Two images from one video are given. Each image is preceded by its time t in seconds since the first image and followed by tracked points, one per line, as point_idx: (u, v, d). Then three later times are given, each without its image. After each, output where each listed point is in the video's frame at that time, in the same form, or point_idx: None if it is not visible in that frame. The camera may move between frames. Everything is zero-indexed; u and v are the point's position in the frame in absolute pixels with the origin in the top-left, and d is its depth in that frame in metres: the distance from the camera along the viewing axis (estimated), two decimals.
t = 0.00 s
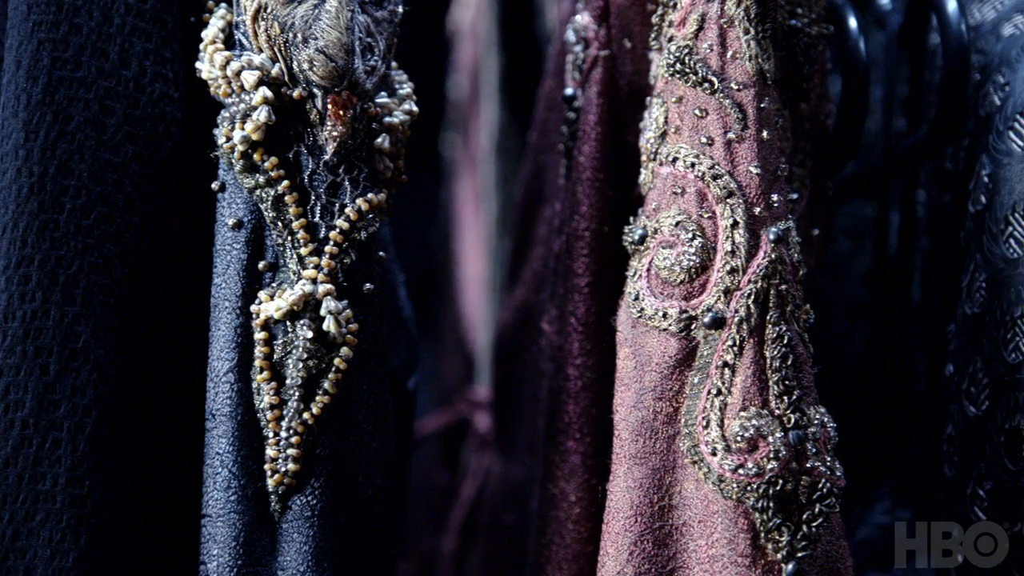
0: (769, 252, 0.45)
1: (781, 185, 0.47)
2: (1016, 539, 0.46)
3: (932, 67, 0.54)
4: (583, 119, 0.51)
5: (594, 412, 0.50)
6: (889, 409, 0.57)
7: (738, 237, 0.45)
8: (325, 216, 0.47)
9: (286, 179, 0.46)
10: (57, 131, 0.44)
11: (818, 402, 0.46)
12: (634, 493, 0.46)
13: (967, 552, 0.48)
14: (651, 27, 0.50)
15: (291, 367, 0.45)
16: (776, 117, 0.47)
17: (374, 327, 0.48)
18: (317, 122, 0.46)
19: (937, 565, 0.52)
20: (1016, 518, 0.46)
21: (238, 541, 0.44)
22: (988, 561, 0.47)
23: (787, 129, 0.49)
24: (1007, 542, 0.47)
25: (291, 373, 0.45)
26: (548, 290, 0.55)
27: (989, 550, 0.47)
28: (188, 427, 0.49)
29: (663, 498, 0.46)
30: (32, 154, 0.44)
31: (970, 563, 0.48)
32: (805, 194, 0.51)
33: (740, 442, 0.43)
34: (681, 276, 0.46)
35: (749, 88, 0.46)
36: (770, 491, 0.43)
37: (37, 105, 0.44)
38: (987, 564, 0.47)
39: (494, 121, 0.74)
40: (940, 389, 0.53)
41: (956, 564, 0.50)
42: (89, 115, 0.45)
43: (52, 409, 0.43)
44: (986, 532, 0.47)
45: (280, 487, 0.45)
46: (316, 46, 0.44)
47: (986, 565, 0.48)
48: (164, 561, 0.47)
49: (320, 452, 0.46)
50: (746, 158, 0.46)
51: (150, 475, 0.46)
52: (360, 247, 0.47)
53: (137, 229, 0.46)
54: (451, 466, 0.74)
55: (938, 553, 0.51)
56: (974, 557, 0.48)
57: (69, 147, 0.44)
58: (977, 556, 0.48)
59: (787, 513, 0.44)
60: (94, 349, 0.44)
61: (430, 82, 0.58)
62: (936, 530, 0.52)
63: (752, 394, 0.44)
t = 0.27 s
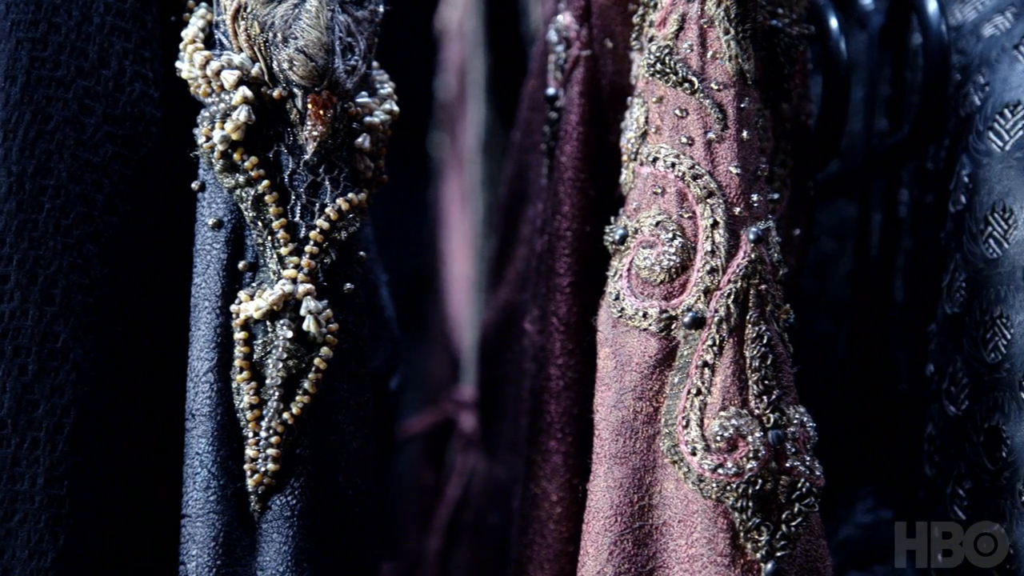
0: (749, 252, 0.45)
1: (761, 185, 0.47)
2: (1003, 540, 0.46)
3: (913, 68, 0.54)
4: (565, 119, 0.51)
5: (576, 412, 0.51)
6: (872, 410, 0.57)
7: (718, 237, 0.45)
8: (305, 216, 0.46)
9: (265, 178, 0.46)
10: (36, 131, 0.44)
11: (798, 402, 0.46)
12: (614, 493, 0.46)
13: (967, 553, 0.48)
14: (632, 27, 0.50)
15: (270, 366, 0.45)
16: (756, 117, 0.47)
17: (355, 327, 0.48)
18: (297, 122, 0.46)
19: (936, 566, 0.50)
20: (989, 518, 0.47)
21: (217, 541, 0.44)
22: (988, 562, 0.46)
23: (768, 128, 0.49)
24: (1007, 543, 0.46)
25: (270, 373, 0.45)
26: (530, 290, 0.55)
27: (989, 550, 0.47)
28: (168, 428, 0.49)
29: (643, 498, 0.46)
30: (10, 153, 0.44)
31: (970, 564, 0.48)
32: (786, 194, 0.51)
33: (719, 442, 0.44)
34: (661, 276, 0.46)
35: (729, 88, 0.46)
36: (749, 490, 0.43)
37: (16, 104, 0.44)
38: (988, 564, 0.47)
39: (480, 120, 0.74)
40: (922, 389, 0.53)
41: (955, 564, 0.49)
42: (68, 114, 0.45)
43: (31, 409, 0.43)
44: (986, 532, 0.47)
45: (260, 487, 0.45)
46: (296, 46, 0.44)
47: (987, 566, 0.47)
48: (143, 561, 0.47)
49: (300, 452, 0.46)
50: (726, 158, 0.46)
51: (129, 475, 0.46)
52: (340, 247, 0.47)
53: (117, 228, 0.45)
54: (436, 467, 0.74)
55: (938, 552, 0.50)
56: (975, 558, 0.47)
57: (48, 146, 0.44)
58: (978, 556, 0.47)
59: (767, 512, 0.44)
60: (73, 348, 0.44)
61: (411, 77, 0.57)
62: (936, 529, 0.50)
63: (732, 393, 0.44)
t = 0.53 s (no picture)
0: (729, 252, 0.45)
1: (741, 185, 0.47)
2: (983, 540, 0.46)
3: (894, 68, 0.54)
4: (547, 119, 0.52)
5: (558, 412, 0.51)
6: (854, 410, 0.58)
7: (698, 237, 0.45)
8: (285, 215, 0.46)
9: (245, 178, 0.46)
10: (15, 130, 0.44)
11: (777, 402, 0.46)
12: (594, 493, 0.46)
13: (968, 553, 0.47)
14: (614, 27, 0.50)
15: (250, 367, 0.45)
16: (736, 118, 0.47)
17: (335, 327, 0.48)
18: (277, 122, 0.46)
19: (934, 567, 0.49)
20: (967, 519, 0.47)
21: (196, 541, 0.44)
22: (987, 563, 0.46)
23: (747, 128, 0.49)
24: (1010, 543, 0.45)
25: (250, 373, 0.45)
26: (513, 290, 0.55)
27: (989, 550, 0.46)
28: (151, 428, 0.49)
29: (623, 497, 0.46)
30: None
31: (971, 565, 0.47)
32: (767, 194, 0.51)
33: (699, 442, 0.44)
34: (641, 276, 0.46)
35: (709, 89, 0.46)
36: (729, 490, 0.43)
37: None
38: (986, 565, 0.46)
39: (466, 121, 0.74)
40: (904, 389, 0.53)
41: (955, 565, 0.48)
42: (47, 114, 0.44)
43: (9, 409, 0.43)
44: (987, 532, 0.46)
45: (239, 488, 0.45)
46: (276, 46, 0.44)
47: (989, 566, 0.46)
48: (123, 561, 0.47)
49: (280, 453, 0.46)
50: (706, 158, 0.46)
51: (109, 475, 0.46)
52: (321, 246, 0.47)
53: (97, 228, 0.45)
54: (422, 467, 0.74)
55: (936, 553, 0.49)
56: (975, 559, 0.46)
57: (27, 146, 0.44)
58: (977, 557, 0.46)
59: (746, 512, 0.44)
60: (52, 348, 0.44)
61: (394, 84, 0.57)
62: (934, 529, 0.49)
63: (711, 393, 0.44)
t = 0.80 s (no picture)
0: (706, 251, 0.45)
1: (718, 185, 0.47)
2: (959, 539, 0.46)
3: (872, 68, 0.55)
4: (526, 118, 0.51)
5: (536, 411, 0.51)
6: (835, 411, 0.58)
7: (675, 236, 0.45)
8: (262, 214, 0.46)
9: (222, 176, 0.46)
10: None
11: (754, 400, 0.46)
12: (571, 492, 0.46)
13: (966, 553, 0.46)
14: (592, 27, 0.50)
15: (226, 366, 0.45)
16: (713, 117, 0.47)
17: (313, 327, 0.48)
18: (253, 120, 0.46)
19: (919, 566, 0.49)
20: (944, 517, 0.47)
21: (171, 541, 0.44)
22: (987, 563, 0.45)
23: (725, 127, 0.49)
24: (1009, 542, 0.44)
25: (226, 372, 0.45)
26: (492, 289, 0.55)
27: (986, 549, 0.45)
28: (128, 428, 0.48)
29: (600, 496, 0.46)
30: None
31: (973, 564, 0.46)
32: (745, 194, 0.51)
33: (675, 441, 0.44)
34: (618, 275, 0.46)
35: (686, 88, 0.46)
36: (705, 488, 0.43)
37: None
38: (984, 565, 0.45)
39: (451, 120, 0.73)
40: (882, 388, 0.53)
41: (956, 565, 0.47)
42: (22, 112, 0.44)
43: None
44: (982, 532, 0.45)
45: (215, 487, 0.45)
46: (252, 44, 0.44)
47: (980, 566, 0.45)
48: (99, 560, 0.47)
49: (257, 452, 0.46)
50: (683, 157, 0.46)
51: (86, 475, 0.46)
52: (297, 246, 0.47)
53: (73, 227, 0.45)
54: (405, 466, 0.74)
55: (936, 553, 0.47)
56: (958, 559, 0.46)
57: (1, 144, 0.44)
58: (975, 557, 0.46)
59: (722, 511, 0.44)
60: (27, 348, 0.44)
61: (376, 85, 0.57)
62: (934, 528, 0.48)
63: (688, 392, 0.44)
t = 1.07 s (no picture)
0: (685, 251, 0.45)
1: (697, 184, 0.47)
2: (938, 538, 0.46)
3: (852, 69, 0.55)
4: (507, 118, 0.51)
5: (517, 410, 0.51)
6: (817, 409, 0.58)
7: (654, 236, 0.45)
8: (240, 213, 0.46)
9: (201, 175, 0.46)
10: None
11: (733, 400, 0.46)
12: (550, 491, 0.46)
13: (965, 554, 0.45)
14: (572, 26, 0.50)
15: (204, 365, 0.45)
16: (693, 116, 0.47)
17: (292, 327, 0.48)
18: (233, 119, 0.46)
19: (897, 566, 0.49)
20: (923, 516, 0.47)
21: (149, 541, 0.44)
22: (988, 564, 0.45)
23: (704, 127, 0.49)
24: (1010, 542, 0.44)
25: (205, 372, 0.45)
26: (474, 289, 0.55)
27: (988, 550, 0.45)
28: (107, 427, 0.48)
29: (579, 495, 0.46)
30: None
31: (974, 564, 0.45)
32: (726, 194, 0.51)
33: (654, 441, 0.44)
34: (598, 274, 0.46)
35: (665, 87, 0.46)
36: (683, 488, 0.43)
37: None
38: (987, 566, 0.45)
39: (437, 119, 0.73)
40: (862, 387, 0.53)
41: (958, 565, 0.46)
42: None
43: None
44: (985, 533, 0.45)
45: (193, 487, 0.45)
46: (231, 43, 0.44)
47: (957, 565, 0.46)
48: (76, 560, 0.47)
49: (235, 451, 0.45)
50: (663, 157, 0.46)
51: (64, 475, 0.46)
52: (276, 245, 0.47)
53: (52, 226, 0.45)
54: (391, 466, 0.74)
55: (936, 553, 0.46)
56: (936, 560, 0.46)
57: None
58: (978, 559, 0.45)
59: (700, 510, 0.44)
60: (5, 348, 0.44)
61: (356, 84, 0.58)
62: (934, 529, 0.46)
63: (667, 391, 0.44)
